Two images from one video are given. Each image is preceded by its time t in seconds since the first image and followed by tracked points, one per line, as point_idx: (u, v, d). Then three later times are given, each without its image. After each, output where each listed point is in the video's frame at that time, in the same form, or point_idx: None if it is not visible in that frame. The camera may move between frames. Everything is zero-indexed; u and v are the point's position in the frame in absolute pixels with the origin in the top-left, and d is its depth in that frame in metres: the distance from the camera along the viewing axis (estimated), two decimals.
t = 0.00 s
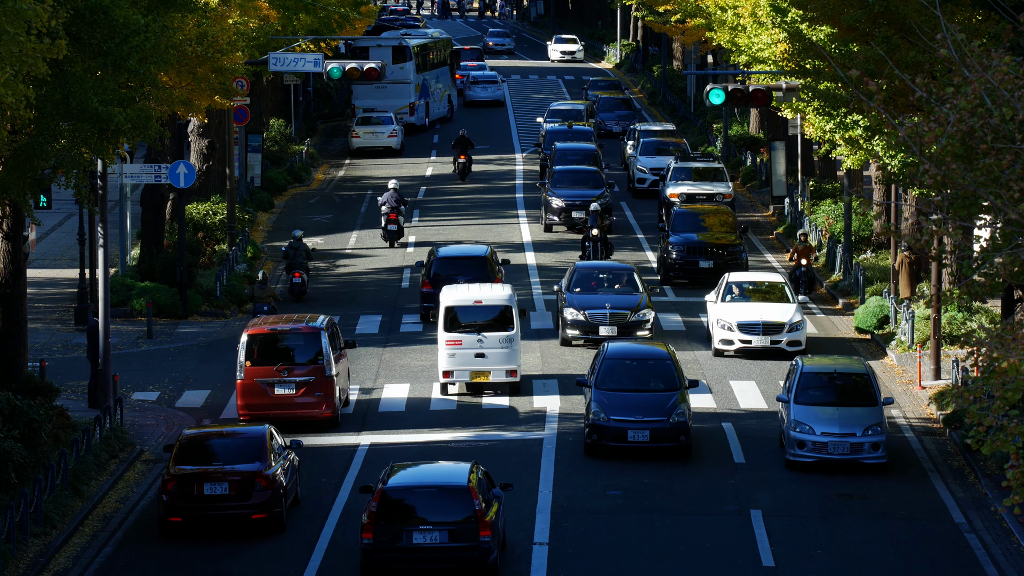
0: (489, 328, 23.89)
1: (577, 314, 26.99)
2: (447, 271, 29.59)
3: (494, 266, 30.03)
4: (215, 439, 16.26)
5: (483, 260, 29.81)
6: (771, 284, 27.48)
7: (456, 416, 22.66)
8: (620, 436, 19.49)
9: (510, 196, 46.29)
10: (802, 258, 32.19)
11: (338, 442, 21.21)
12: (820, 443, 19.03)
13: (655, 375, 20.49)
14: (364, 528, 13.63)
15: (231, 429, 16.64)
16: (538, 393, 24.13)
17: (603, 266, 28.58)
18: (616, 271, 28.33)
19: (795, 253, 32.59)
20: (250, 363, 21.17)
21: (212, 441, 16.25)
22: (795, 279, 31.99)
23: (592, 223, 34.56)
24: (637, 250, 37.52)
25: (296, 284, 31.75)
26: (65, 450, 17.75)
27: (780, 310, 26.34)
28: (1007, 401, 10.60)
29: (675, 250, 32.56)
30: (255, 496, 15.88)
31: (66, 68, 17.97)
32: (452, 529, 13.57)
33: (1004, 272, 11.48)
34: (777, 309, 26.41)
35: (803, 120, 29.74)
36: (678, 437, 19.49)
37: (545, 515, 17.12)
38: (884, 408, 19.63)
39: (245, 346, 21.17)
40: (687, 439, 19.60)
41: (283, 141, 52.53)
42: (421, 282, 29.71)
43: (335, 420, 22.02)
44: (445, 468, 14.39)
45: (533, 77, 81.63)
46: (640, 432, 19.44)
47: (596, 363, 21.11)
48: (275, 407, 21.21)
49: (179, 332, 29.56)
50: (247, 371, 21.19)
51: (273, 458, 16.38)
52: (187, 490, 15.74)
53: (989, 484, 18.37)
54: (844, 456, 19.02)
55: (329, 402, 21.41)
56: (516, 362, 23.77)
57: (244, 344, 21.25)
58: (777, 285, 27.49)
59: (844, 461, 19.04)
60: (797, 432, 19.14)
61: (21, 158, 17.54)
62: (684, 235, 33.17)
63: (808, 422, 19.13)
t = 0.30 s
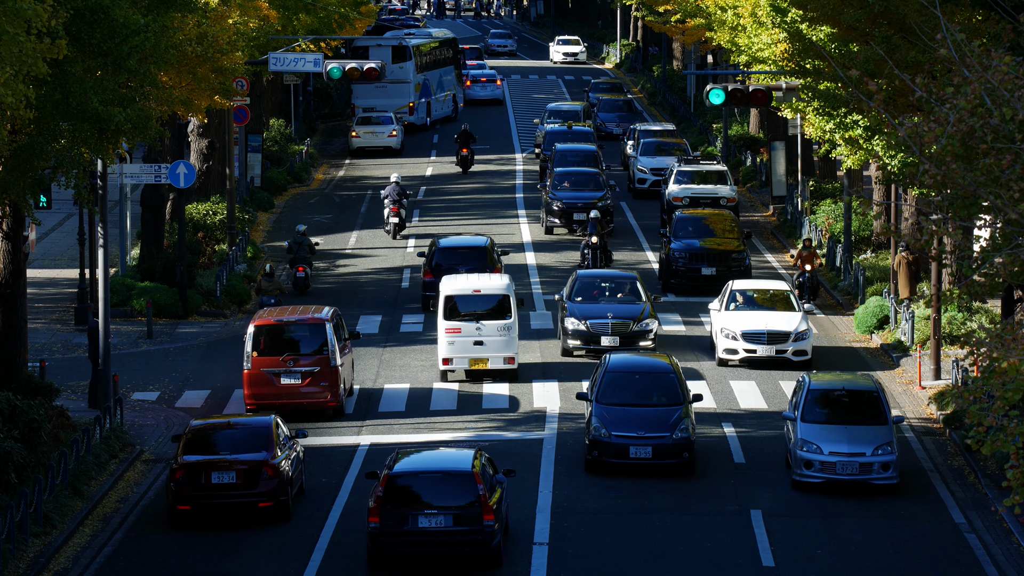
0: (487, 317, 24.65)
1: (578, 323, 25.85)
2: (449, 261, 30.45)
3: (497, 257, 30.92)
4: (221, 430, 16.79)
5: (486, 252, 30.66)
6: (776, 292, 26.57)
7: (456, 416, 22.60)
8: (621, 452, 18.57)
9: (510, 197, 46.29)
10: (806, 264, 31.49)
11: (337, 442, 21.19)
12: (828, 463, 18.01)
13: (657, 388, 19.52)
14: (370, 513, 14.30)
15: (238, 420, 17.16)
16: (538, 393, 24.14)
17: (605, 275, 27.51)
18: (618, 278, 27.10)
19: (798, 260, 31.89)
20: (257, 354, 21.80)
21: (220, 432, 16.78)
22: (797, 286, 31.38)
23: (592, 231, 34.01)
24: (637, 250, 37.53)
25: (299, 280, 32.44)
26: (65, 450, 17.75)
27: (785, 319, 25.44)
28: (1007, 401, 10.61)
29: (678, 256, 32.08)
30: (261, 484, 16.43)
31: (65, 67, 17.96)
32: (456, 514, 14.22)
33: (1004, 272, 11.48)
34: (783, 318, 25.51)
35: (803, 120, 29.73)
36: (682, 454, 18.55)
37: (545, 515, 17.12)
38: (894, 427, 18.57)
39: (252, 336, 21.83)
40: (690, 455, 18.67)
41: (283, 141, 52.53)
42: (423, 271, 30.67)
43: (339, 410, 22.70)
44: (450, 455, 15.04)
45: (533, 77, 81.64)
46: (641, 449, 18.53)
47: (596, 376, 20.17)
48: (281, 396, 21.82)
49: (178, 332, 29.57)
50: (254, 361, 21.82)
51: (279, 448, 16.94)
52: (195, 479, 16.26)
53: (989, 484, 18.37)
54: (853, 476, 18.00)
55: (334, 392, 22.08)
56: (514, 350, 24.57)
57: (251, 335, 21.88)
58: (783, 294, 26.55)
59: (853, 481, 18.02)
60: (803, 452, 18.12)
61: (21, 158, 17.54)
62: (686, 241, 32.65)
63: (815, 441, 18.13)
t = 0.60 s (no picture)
0: (485, 306, 25.55)
1: (579, 332, 25.12)
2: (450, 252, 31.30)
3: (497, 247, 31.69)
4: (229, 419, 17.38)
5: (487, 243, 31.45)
6: (781, 301, 25.80)
7: (457, 416, 22.54)
8: (622, 469, 17.68)
9: (510, 197, 46.29)
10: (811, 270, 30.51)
11: (337, 442, 21.17)
12: (837, 486, 16.90)
13: (660, 401, 18.61)
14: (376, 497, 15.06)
15: (245, 409, 17.78)
16: (538, 393, 24.12)
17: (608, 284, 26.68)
18: (620, 288, 26.43)
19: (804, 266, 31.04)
20: (263, 344, 22.52)
21: (227, 422, 17.40)
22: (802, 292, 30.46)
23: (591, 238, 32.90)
24: (638, 251, 37.55)
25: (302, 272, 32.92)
26: (66, 450, 17.75)
27: (791, 329, 24.71)
28: (1008, 401, 10.61)
29: (680, 262, 31.34)
30: (268, 472, 17.00)
31: (65, 67, 17.96)
32: (461, 497, 14.95)
33: (1004, 272, 11.47)
34: (788, 328, 24.77)
35: (803, 120, 29.72)
36: (685, 470, 17.68)
37: (545, 515, 17.12)
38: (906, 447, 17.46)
39: (259, 326, 22.55)
40: (694, 471, 17.80)
41: (283, 141, 52.53)
42: (425, 262, 31.50)
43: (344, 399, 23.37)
44: (454, 440, 15.79)
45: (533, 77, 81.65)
46: (643, 465, 17.63)
47: (596, 388, 19.27)
48: (287, 385, 22.54)
49: (178, 332, 29.56)
50: (261, 351, 22.53)
51: (285, 437, 17.50)
52: (203, 467, 16.87)
53: (989, 484, 18.37)
54: (863, 500, 16.90)
55: (338, 381, 22.74)
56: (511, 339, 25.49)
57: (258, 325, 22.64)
58: (789, 303, 25.80)
59: (862, 505, 16.93)
60: (812, 473, 16.99)
61: (21, 158, 17.52)
62: (689, 247, 31.92)
63: (823, 463, 17.01)
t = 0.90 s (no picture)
0: (484, 296, 26.34)
1: (580, 343, 24.36)
2: (449, 241, 32.09)
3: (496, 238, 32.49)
4: (236, 407, 17.91)
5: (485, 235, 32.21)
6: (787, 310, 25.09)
7: (457, 416, 22.52)
8: (623, 487, 16.88)
9: (510, 197, 46.30)
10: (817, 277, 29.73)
11: (337, 442, 21.16)
12: (847, 510, 15.90)
13: (662, 416, 17.81)
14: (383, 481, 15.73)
15: (252, 399, 18.27)
16: (538, 393, 24.13)
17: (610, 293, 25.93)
18: (623, 296, 25.66)
19: (808, 273, 30.20)
20: (270, 333, 23.30)
21: (234, 411, 17.91)
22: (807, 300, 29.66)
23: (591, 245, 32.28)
24: (638, 251, 37.56)
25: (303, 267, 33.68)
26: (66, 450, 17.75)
27: (796, 339, 23.99)
28: (1008, 401, 10.60)
29: (684, 268, 30.93)
30: (274, 460, 17.48)
31: (65, 67, 17.95)
32: (465, 481, 15.61)
33: (1004, 272, 11.48)
34: (793, 338, 24.06)
35: (804, 120, 29.72)
36: (688, 488, 16.88)
37: (545, 514, 17.12)
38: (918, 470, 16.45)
39: (266, 317, 23.32)
40: (698, 489, 17.00)
41: (283, 141, 52.53)
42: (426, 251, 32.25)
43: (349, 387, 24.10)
44: (458, 427, 16.42)
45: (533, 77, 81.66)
46: (644, 483, 16.85)
47: (597, 404, 18.48)
48: (293, 373, 23.31)
49: (178, 332, 29.56)
50: (267, 341, 23.31)
51: (291, 426, 17.98)
52: (211, 456, 17.38)
53: (989, 484, 18.37)
54: (874, 525, 15.90)
55: (343, 370, 23.50)
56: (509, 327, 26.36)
57: (266, 316, 23.39)
58: (794, 312, 25.08)
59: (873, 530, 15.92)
60: (820, 497, 15.98)
61: (21, 158, 17.52)
62: (694, 253, 31.46)
63: (833, 486, 16.02)
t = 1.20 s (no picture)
0: (484, 285, 27.19)
1: (580, 355, 23.60)
2: (449, 232, 33.06)
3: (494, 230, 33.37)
4: (243, 397, 18.44)
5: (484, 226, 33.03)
6: (792, 320, 24.26)
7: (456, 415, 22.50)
8: (623, 507, 16.05)
9: (510, 197, 46.29)
10: (824, 283, 28.82)
11: (337, 442, 21.15)
12: (859, 537, 14.90)
13: (663, 432, 16.92)
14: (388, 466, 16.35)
15: (256, 389, 18.77)
16: (538, 393, 24.10)
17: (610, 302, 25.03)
18: (624, 305, 24.84)
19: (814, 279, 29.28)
20: (276, 324, 24.09)
21: (241, 400, 18.42)
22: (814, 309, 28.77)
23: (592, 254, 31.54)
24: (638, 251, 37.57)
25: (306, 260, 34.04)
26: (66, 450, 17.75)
27: (803, 350, 23.17)
28: (1007, 401, 10.61)
29: (688, 276, 30.05)
30: (280, 448, 18.02)
31: (65, 67, 17.95)
32: (468, 467, 16.23)
33: (1004, 272, 11.47)
34: (800, 349, 23.23)
35: (803, 120, 29.71)
36: (691, 508, 16.06)
37: (545, 515, 17.12)
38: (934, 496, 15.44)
39: (273, 308, 24.15)
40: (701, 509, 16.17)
41: (283, 141, 52.54)
42: (426, 242, 33.06)
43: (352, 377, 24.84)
44: (463, 414, 17.04)
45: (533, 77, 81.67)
46: (646, 503, 16.02)
47: (596, 418, 17.59)
48: (298, 363, 24.09)
49: (178, 332, 29.56)
50: (274, 331, 24.11)
51: (296, 415, 18.51)
52: (219, 444, 17.89)
53: (989, 484, 18.37)
54: (887, 554, 14.90)
55: (347, 360, 24.28)
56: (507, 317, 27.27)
57: (273, 306, 24.21)
58: (800, 322, 24.31)
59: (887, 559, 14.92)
60: (831, 523, 15.01)
61: (21, 158, 17.53)
62: (697, 259, 30.62)
63: (844, 512, 15.03)
